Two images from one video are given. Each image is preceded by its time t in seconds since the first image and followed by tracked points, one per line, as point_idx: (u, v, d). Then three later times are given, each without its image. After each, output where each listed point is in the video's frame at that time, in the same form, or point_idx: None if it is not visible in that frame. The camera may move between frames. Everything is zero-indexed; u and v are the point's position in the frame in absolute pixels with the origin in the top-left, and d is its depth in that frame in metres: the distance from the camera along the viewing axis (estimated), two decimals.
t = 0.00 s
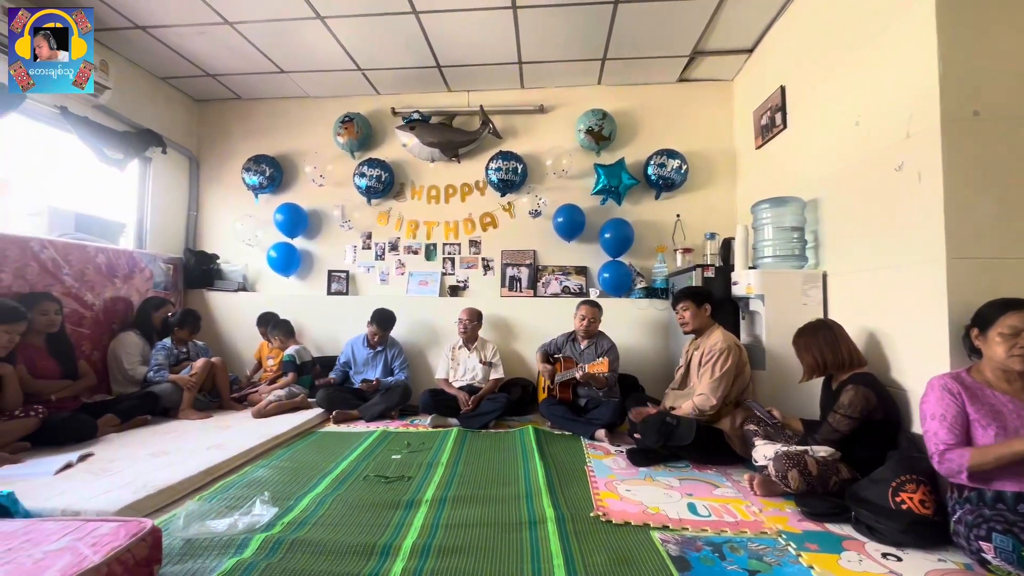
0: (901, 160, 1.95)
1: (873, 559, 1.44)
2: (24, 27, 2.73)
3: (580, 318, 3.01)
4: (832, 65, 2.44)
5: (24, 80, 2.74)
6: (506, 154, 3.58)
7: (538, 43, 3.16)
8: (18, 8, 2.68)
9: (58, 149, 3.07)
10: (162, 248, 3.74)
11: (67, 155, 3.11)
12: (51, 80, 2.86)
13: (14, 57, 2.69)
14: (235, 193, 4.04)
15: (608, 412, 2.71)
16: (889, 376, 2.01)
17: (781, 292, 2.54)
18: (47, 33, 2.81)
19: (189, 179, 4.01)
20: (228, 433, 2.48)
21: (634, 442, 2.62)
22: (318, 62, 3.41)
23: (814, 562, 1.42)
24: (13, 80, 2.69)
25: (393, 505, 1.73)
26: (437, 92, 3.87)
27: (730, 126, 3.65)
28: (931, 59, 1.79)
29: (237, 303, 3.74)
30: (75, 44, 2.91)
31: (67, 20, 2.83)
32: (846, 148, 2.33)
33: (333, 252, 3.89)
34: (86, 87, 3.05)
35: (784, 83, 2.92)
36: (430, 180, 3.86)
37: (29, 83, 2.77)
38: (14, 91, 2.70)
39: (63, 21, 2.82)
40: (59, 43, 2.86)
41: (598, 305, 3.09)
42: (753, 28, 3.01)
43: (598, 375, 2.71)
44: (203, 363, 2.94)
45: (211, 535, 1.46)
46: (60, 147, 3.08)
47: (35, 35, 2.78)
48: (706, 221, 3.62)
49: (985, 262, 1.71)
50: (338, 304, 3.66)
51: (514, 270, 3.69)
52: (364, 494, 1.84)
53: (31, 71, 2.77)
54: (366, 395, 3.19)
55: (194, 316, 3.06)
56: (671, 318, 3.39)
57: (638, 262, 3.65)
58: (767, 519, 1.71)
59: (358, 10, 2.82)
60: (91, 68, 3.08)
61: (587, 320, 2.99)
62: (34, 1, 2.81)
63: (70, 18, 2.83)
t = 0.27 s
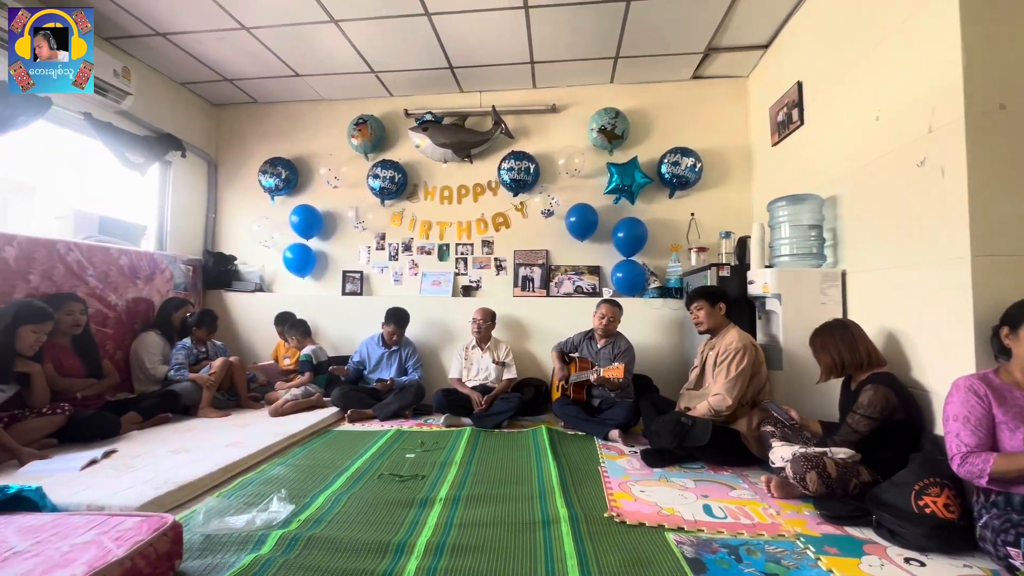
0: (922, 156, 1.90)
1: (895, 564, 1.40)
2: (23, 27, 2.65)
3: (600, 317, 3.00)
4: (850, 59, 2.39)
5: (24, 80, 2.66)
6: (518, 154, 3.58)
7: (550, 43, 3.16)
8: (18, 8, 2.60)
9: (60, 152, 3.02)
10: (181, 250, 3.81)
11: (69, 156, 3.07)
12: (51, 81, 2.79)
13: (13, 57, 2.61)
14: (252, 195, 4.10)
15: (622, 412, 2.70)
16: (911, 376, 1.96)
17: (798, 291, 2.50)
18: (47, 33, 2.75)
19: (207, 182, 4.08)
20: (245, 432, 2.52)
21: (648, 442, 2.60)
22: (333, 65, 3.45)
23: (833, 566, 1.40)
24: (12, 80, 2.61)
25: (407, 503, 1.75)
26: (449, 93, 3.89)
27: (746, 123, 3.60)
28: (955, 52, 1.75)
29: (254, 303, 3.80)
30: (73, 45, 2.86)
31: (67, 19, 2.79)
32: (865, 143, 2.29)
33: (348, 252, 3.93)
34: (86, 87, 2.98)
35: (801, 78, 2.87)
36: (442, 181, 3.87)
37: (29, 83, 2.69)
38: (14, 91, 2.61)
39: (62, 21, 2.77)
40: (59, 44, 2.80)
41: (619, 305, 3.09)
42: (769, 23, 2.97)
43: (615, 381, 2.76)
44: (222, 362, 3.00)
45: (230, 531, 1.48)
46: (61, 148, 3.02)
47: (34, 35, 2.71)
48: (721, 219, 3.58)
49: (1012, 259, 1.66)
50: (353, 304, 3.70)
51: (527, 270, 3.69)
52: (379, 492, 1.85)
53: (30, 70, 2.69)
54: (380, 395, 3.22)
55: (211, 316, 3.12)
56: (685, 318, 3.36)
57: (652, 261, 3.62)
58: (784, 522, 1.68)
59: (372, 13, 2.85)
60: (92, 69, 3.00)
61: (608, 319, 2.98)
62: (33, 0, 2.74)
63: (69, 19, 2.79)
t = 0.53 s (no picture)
0: (946, 150, 1.86)
1: (918, 569, 1.38)
2: (23, 27, 2.65)
3: (620, 314, 3.00)
4: (870, 52, 2.34)
5: (24, 79, 2.63)
6: (531, 153, 3.58)
7: (562, 41, 3.15)
8: (18, 8, 2.61)
9: (65, 157, 2.97)
10: (201, 251, 3.90)
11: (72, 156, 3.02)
12: (50, 80, 2.76)
13: (13, 56, 2.61)
14: (268, 197, 4.17)
15: (636, 412, 2.68)
16: (935, 376, 1.92)
17: (816, 289, 2.46)
18: (47, 33, 2.74)
19: (226, 184, 4.16)
20: (264, 429, 2.57)
21: (662, 442, 2.58)
22: (347, 68, 3.49)
23: (854, 570, 1.38)
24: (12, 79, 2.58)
25: (421, 501, 1.76)
26: (462, 93, 3.90)
27: (762, 119, 3.55)
28: (980, 43, 1.70)
29: (271, 304, 3.86)
30: (74, 44, 2.83)
31: (67, 20, 2.78)
32: (886, 138, 2.24)
33: (362, 253, 3.98)
34: (87, 87, 2.93)
35: (818, 73, 2.83)
36: (455, 181, 3.89)
37: (29, 83, 2.65)
38: (14, 90, 2.56)
39: (63, 22, 2.76)
40: (59, 44, 2.77)
41: (640, 304, 3.06)
42: (785, 17, 2.92)
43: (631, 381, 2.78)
44: (240, 361, 3.05)
45: (248, 526, 1.52)
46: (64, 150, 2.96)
47: (34, 35, 2.71)
48: (737, 217, 3.54)
49: None
50: (367, 304, 3.73)
51: (539, 270, 3.69)
52: (393, 490, 1.87)
53: (30, 70, 2.67)
54: (395, 394, 3.25)
55: (229, 316, 3.18)
56: (700, 317, 3.33)
57: (666, 260, 3.59)
58: (802, 524, 1.66)
59: (385, 15, 2.87)
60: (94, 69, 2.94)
61: (627, 317, 2.97)
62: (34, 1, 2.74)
63: (70, 19, 2.78)
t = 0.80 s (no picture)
0: (976, 142, 1.80)
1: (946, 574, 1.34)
2: (23, 27, 2.60)
3: (637, 312, 2.99)
4: (895, 43, 2.29)
5: (24, 79, 2.56)
6: (546, 152, 3.58)
7: (577, 39, 3.14)
8: (17, 8, 2.56)
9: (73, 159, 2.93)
10: (223, 252, 3.99)
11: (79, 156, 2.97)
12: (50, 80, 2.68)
13: (12, 57, 2.55)
14: (288, 199, 4.25)
15: (653, 412, 2.66)
16: (966, 376, 1.86)
17: (838, 287, 2.41)
18: (47, 33, 2.67)
19: (247, 187, 4.26)
20: (284, 426, 2.62)
21: (679, 442, 2.56)
22: (364, 70, 3.54)
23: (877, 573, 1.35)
24: (11, 79, 2.51)
25: (437, 498, 1.78)
26: (477, 93, 3.92)
27: (782, 114, 3.49)
28: (1011, 30, 1.65)
29: (290, 303, 3.94)
30: (74, 44, 2.77)
31: (67, 20, 2.72)
32: (912, 131, 2.19)
33: (379, 253, 4.02)
34: (87, 88, 2.85)
35: (840, 65, 2.76)
36: (470, 181, 3.91)
37: (29, 83, 2.59)
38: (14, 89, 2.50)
39: (63, 21, 2.71)
40: (59, 43, 2.71)
41: (657, 303, 3.04)
42: (806, 9, 2.87)
43: (647, 376, 2.68)
44: (261, 360, 3.12)
45: (269, 520, 1.55)
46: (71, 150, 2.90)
47: (34, 35, 2.64)
48: (756, 214, 3.48)
49: None
50: (384, 303, 3.78)
51: (555, 269, 3.68)
52: (409, 486, 1.90)
53: (30, 70, 2.61)
54: (411, 392, 3.28)
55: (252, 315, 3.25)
56: (719, 316, 3.29)
57: (683, 258, 3.55)
58: (824, 526, 1.63)
59: (401, 17, 2.90)
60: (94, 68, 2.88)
61: (643, 315, 2.95)
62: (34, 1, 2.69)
63: (69, 18, 2.72)
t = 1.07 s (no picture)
0: (1005, 133, 1.75)
1: None
2: (23, 27, 2.59)
3: (648, 310, 2.98)
4: (920, 33, 2.23)
5: (24, 80, 2.53)
6: (560, 150, 3.57)
7: (591, 36, 3.13)
8: (17, 8, 2.55)
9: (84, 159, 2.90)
10: (243, 253, 4.07)
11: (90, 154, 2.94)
12: (50, 80, 2.61)
13: (12, 57, 2.53)
14: (305, 200, 4.32)
15: (669, 411, 2.64)
16: (996, 375, 1.82)
17: (860, 284, 2.36)
18: (47, 33, 2.65)
19: (265, 188, 4.34)
20: (302, 423, 2.66)
21: (696, 442, 2.54)
22: (379, 71, 3.57)
23: None
24: (11, 79, 2.49)
25: (452, 495, 1.80)
26: (491, 92, 3.93)
27: (801, 108, 3.43)
28: None
29: (308, 303, 4.00)
30: (73, 44, 2.71)
31: (66, 20, 2.69)
32: (937, 123, 2.13)
33: (394, 252, 4.07)
34: (87, 87, 2.78)
35: (862, 57, 2.70)
36: (485, 180, 3.93)
37: (29, 83, 2.55)
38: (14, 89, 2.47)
39: (62, 21, 2.67)
40: (58, 43, 2.66)
41: (670, 301, 3.03)
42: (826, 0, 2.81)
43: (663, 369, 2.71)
44: (280, 358, 3.18)
45: (288, 514, 1.59)
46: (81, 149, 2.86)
47: (34, 35, 2.62)
48: (775, 210, 3.42)
49: None
50: (400, 302, 3.82)
51: (569, 267, 3.68)
52: (424, 483, 1.92)
53: (30, 70, 2.57)
54: (427, 391, 3.31)
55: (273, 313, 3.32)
56: (737, 314, 3.25)
57: (699, 256, 3.51)
58: (846, 528, 1.60)
59: (415, 18, 2.92)
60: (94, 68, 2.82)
61: (655, 313, 2.95)
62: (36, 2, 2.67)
63: (68, 18, 2.69)
